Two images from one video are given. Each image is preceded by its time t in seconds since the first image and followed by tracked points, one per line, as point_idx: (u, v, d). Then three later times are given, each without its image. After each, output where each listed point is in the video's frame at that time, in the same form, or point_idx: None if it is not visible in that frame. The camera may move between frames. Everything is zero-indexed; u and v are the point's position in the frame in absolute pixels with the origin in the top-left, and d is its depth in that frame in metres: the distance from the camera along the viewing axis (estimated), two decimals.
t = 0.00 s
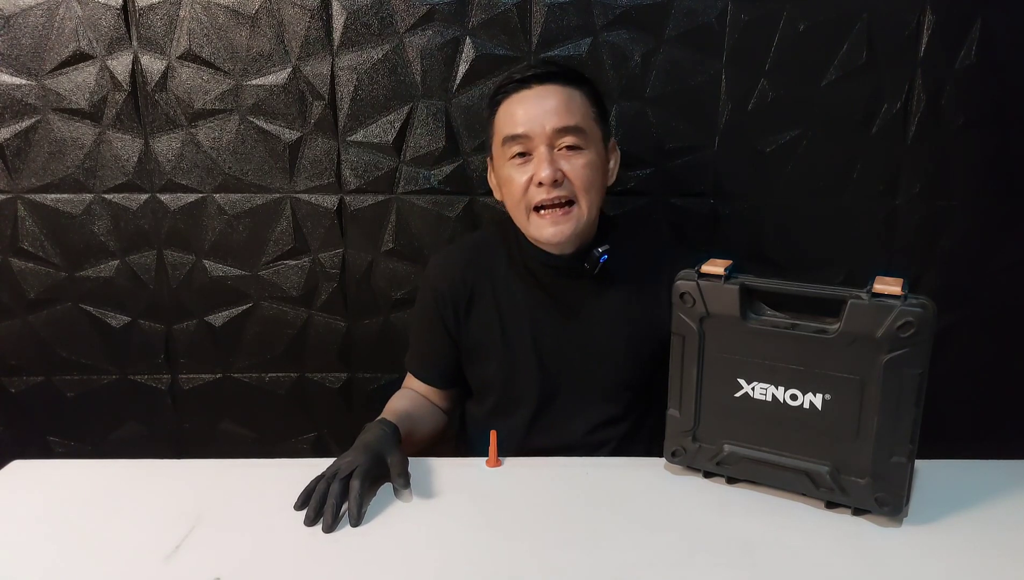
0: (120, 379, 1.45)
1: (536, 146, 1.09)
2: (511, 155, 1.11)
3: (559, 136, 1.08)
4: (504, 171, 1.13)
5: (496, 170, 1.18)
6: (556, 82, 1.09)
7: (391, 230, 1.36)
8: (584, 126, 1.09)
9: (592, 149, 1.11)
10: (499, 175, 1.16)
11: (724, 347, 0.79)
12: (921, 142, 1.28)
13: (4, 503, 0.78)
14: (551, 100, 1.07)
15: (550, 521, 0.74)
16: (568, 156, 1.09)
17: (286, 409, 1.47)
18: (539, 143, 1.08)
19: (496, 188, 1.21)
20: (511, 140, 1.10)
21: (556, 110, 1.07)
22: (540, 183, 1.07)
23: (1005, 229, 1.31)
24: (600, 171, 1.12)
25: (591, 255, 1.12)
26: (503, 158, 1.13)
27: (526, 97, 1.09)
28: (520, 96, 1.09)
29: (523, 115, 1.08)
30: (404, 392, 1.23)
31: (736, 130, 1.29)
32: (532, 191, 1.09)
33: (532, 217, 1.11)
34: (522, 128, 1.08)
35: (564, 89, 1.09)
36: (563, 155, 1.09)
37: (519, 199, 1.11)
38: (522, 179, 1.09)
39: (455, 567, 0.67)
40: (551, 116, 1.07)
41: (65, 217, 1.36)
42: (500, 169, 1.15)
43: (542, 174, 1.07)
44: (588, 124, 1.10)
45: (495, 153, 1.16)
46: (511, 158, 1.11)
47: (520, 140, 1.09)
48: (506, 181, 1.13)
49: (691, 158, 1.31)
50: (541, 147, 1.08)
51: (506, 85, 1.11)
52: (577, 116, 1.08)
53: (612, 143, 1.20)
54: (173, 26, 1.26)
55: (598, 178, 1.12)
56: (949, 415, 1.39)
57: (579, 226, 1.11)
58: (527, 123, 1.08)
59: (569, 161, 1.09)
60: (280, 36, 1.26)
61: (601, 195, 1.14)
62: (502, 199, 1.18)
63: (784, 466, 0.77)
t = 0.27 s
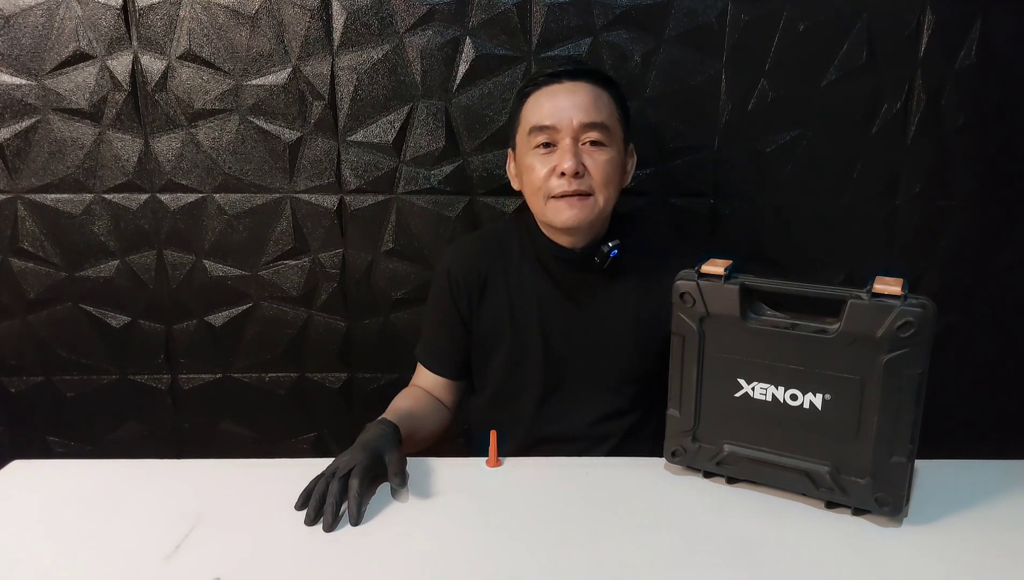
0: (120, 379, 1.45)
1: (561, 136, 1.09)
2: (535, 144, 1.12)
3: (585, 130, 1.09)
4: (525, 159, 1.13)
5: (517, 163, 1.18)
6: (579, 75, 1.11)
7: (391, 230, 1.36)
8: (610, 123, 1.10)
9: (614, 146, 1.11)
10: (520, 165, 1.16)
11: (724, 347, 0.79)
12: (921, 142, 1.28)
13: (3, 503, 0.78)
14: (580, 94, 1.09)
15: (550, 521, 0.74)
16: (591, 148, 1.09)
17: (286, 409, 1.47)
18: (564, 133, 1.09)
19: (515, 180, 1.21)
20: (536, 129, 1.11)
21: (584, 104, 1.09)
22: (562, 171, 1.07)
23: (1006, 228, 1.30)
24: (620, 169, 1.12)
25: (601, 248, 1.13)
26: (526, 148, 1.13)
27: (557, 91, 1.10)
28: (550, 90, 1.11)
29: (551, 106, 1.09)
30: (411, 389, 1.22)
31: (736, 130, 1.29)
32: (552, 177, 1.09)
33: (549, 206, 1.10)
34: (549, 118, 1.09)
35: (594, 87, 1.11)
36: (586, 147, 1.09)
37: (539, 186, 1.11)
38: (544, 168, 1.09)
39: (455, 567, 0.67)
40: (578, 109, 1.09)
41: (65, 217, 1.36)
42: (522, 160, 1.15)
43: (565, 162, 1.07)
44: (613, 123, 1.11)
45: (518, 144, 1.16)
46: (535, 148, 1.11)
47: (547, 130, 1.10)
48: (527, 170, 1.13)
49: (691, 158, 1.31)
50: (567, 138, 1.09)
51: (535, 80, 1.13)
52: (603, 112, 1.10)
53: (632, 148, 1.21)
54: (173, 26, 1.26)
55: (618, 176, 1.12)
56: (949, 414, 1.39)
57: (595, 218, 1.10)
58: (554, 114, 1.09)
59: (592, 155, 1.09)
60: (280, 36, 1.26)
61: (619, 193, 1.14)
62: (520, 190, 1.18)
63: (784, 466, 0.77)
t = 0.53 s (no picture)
0: (120, 379, 1.45)
1: (568, 145, 1.09)
2: (541, 155, 1.11)
3: (590, 134, 1.09)
4: (534, 171, 1.13)
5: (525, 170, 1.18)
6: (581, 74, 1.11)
7: (391, 230, 1.36)
8: (613, 123, 1.10)
9: (620, 145, 1.11)
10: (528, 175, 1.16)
11: (724, 347, 0.79)
12: (921, 142, 1.27)
13: (3, 504, 0.78)
14: (580, 101, 1.08)
15: (551, 521, 0.74)
16: (598, 153, 1.09)
17: (286, 409, 1.47)
18: (570, 142, 1.09)
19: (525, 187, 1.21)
20: (541, 140, 1.10)
21: (585, 108, 1.08)
22: (574, 181, 1.08)
23: (1006, 228, 1.30)
24: (628, 166, 1.13)
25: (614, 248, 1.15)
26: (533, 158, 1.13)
27: (554, 97, 1.09)
28: (548, 97, 1.10)
29: (553, 115, 1.09)
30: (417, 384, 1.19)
31: (736, 130, 1.29)
32: (564, 188, 1.09)
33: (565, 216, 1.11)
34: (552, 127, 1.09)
35: (590, 88, 1.10)
36: (593, 152, 1.09)
37: (552, 198, 1.11)
38: (555, 179, 1.10)
39: (455, 567, 0.67)
40: (581, 115, 1.08)
41: (65, 217, 1.36)
42: (530, 170, 1.15)
43: (576, 172, 1.07)
44: (616, 121, 1.10)
45: (524, 154, 1.16)
46: (542, 158, 1.11)
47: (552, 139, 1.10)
48: (537, 180, 1.13)
49: (691, 158, 1.31)
50: (573, 145, 1.09)
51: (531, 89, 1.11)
52: (605, 113, 1.09)
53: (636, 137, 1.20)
54: (173, 26, 1.26)
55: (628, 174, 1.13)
56: (949, 414, 1.39)
57: (612, 221, 1.11)
58: (558, 123, 1.09)
59: (602, 159, 1.09)
60: (280, 36, 1.26)
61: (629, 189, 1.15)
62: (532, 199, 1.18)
63: (784, 466, 0.77)
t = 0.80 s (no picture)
0: (120, 379, 1.45)
1: (569, 137, 1.10)
2: (544, 148, 1.13)
3: (592, 128, 1.10)
4: (537, 164, 1.14)
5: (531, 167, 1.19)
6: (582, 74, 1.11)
7: (391, 230, 1.36)
8: (615, 117, 1.11)
9: (623, 139, 1.12)
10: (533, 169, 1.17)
11: (724, 347, 0.79)
12: (921, 142, 1.27)
13: (3, 504, 0.78)
14: (582, 93, 1.09)
15: (551, 521, 0.74)
16: (600, 145, 1.10)
17: (286, 409, 1.47)
18: (572, 134, 1.10)
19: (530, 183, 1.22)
20: (544, 133, 1.12)
21: (587, 103, 1.10)
22: (574, 172, 1.08)
23: (1006, 228, 1.30)
24: (632, 160, 1.13)
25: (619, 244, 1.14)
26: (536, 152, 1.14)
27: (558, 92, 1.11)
28: (552, 92, 1.12)
29: (556, 108, 1.10)
30: (423, 383, 1.19)
31: (736, 130, 1.29)
32: (565, 179, 1.10)
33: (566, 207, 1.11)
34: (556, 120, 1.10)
35: (594, 82, 1.11)
36: (595, 145, 1.10)
37: (554, 190, 1.12)
38: (556, 171, 1.10)
39: (455, 567, 0.67)
40: (582, 108, 1.09)
41: (65, 217, 1.36)
42: (534, 164, 1.16)
43: (576, 162, 1.07)
44: (619, 116, 1.11)
45: (529, 149, 1.17)
46: (545, 151, 1.13)
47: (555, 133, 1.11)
48: (540, 174, 1.14)
49: (691, 158, 1.31)
50: (575, 138, 1.10)
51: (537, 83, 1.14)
52: (607, 107, 1.10)
53: (642, 136, 1.21)
54: (173, 26, 1.26)
55: (631, 168, 1.12)
56: (949, 415, 1.39)
57: (613, 213, 1.10)
58: (560, 116, 1.10)
59: (603, 152, 1.09)
60: (280, 36, 1.26)
61: (634, 184, 1.14)
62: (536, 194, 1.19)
63: (784, 466, 0.77)
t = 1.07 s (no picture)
0: (120, 379, 1.45)
1: (582, 134, 1.10)
2: (556, 142, 1.12)
3: (605, 125, 1.09)
4: (548, 158, 1.14)
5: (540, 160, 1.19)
6: (583, 74, 1.11)
7: (391, 230, 1.36)
8: (630, 116, 1.11)
9: (635, 138, 1.12)
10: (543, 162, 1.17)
11: (724, 347, 0.79)
12: (920, 142, 1.28)
13: (4, 504, 0.78)
14: (597, 90, 1.09)
15: (551, 522, 0.74)
16: (612, 143, 1.10)
17: (286, 409, 1.47)
18: (584, 130, 1.10)
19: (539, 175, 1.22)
20: (556, 128, 1.11)
21: (602, 100, 1.09)
22: (586, 168, 1.08)
23: (1005, 228, 1.30)
24: (642, 161, 1.13)
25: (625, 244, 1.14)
26: (548, 146, 1.14)
27: (574, 86, 1.11)
28: (567, 87, 1.11)
29: (570, 104, 1.10)
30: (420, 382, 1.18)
31: (736, 130, 1.29)
32: (576, 174, 1.09)
33: (576, 202, 1.11)
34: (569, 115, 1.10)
35: (610, 80, 1.11)
36: (607, 142, 1.10)
37: (563, 184, 1.11)
38: (567, 165, 1.10)
39: (455, 567, 0.67)
40: (597, 105, 1.09)
41: (65, 217, 1.36)
42: (544, 157, 1.16)
43: (588, 159, 1.07)
44: (633, 115, 1.11)
45: (540, 142, 1.17)
46: (556, 145, 1.12)
47: (568, 127, 1.10)
48: (549, 168, 1.14)
49: (691, 158, 1.31)
50: (587, 134, 1.09)
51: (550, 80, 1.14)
52: (622, 106, 1.10)
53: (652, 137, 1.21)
54: (173, 26, 1.26)
55: (641, 168, 1.13)
56: (948, 415, 1.39)
57: (621, 212, 1.10)
58: (574, 111, 1.09)
59: (615, 149, 1.09)
60: (280, 36, 1.26)
61: (642, 185, 1.14)
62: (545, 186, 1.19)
63: (784, 466, 0.77)
